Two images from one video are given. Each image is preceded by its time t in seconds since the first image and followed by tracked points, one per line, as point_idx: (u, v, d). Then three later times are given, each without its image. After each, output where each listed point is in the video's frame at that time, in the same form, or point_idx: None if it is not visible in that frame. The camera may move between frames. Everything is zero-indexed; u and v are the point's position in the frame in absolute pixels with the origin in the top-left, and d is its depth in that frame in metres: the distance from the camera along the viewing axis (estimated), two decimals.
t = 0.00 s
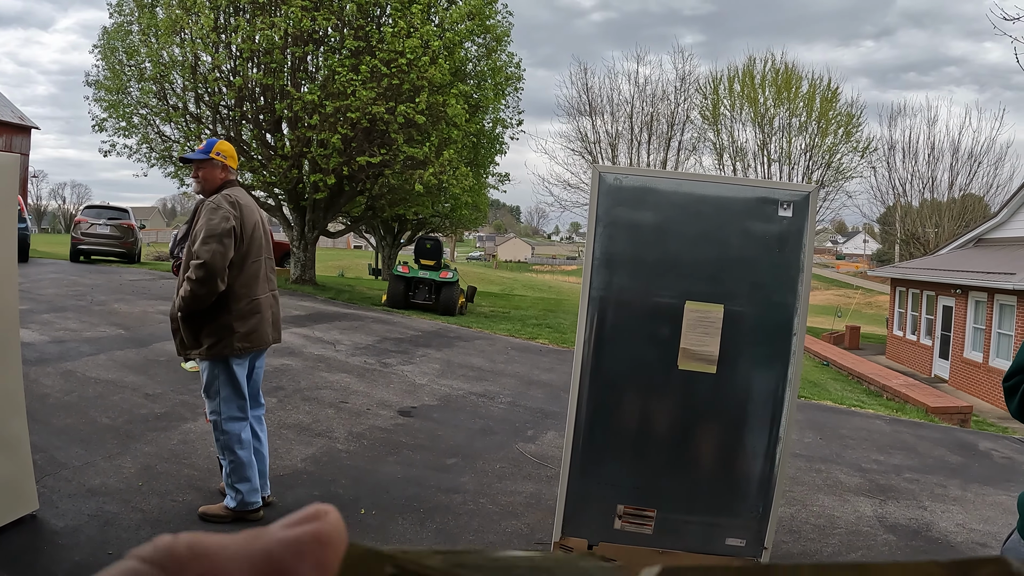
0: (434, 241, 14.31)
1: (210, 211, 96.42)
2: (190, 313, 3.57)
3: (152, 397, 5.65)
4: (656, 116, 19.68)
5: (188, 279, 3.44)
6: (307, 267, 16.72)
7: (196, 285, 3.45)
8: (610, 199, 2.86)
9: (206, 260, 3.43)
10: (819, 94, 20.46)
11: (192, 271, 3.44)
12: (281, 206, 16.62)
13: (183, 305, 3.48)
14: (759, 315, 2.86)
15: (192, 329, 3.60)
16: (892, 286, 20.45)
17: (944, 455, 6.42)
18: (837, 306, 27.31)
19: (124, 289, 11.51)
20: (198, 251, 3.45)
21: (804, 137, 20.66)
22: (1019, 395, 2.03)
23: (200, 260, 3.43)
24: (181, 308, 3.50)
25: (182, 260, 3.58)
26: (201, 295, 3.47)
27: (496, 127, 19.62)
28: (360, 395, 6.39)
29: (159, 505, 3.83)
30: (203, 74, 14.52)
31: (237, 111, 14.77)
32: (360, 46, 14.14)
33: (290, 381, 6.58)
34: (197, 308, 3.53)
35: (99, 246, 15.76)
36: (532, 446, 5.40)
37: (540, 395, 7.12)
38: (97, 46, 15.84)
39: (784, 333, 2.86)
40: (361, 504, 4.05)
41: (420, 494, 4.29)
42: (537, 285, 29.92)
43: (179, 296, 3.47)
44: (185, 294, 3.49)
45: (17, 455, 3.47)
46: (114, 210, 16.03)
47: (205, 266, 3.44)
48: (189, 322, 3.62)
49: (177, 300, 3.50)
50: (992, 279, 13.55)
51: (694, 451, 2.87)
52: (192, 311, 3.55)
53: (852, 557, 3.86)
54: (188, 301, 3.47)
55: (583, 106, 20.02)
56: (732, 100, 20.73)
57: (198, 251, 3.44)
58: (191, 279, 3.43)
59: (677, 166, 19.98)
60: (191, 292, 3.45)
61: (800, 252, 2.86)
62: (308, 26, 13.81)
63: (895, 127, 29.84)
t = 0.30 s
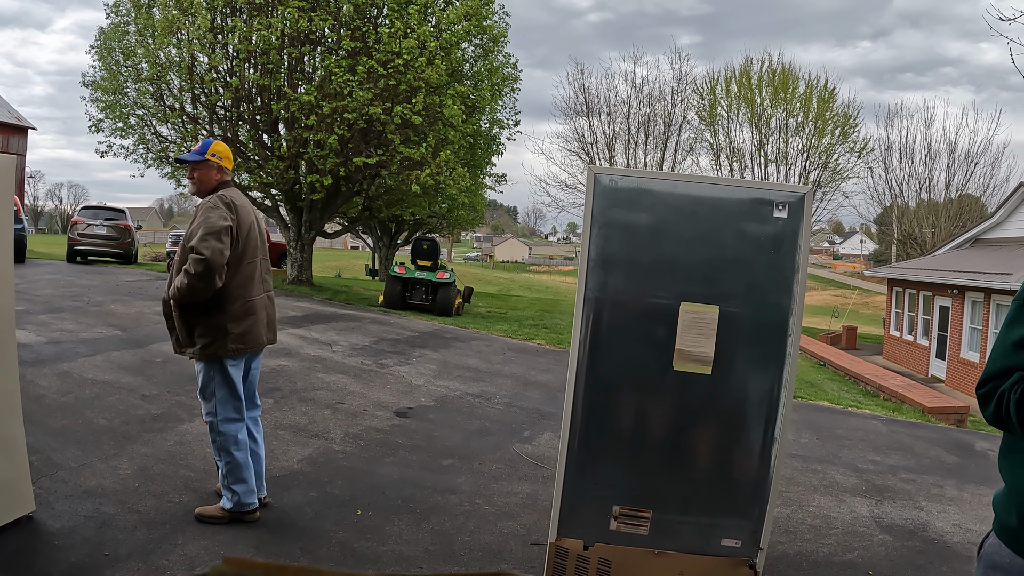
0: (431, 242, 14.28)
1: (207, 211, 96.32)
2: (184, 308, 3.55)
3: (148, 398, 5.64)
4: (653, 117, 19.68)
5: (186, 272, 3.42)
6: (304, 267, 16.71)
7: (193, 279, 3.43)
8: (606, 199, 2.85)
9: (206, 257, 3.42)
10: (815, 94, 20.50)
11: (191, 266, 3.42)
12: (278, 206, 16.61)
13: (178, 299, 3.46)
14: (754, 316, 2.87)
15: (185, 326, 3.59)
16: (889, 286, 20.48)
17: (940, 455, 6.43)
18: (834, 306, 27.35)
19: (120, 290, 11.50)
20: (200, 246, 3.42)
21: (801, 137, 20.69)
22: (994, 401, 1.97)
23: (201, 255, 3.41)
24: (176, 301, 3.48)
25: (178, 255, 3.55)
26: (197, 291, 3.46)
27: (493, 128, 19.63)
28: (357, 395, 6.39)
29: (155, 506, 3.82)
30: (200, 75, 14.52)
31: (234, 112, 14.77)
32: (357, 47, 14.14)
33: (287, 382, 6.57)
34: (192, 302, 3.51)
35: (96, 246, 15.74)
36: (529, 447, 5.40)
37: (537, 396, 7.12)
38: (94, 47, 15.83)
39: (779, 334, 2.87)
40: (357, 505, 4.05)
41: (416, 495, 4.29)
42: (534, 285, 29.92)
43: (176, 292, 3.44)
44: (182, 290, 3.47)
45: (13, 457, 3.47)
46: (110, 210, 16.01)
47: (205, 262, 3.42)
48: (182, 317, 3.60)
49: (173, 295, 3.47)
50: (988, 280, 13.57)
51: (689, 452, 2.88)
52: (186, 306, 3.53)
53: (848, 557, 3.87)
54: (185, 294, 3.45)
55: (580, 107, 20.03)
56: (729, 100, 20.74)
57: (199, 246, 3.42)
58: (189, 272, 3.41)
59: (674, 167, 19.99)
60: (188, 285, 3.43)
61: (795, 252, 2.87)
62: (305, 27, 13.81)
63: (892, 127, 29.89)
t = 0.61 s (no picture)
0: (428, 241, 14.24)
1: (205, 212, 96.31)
2: (182, 309, 3.54)
3: (145, 398, 5.64)
4: (651, 116, 19.71)
5: (186, 273, 3.40)
6: (302, 268, 16.70)
7: (193, 281, 3.42)
8: (603, 200, 2.85)
9: (208, 258, 3.41)
10: (812, 94, 20.55)
11: (191, 267, 3.40)
12: (275, 206, 16.61)
13: (177, 300, 3.44)
14: (751, 316, 2.87)
15: (183, 327, 3.58)
16: (886, 285, 20.49)
17: (938, 455, 6.43)
18: (832, 306, 27.38)
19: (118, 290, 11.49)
20: (201, 247, 3.41)
21: (798, 137, 20.71)
22: (967, 422, 1.97)
23: (203, 257, 3.40)
24: (174, 302, 3.46)
25: (177, 256, 3.53)
26: (197, 291, 3.45)
27: (491, 128, 19.65)
28: (355, 395, 6.39)
29: (152, 506, 3.82)
30: (198, 74, 14.51)
31: (231, 111, 14.76)
32: (354, 46, 14.15)
33: (285, 382, 6.57)
34: (190, 303, 3.50)
35: (93, 246, 15.72)
36: (526, 446, 5.40)
37: (534, 396, 7.13)
38: (91, 47, 15.83)
39: (777, 334, 2.87)
40: (355, 505, 4.05)
41: (413, 495, 4.28)
42: (531, 286, 29.95)
43: (175, 292, 3.43)
44: (180, 291, 3.45)
45: (11, 458, 3.46)
46: (108, 210, 16.00)
47: (206, 264, 3.41)
48: (179, 318, 3.57)
49: (170, 296, 3.46)
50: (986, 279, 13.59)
51: (687, 453, 2.88)
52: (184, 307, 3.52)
53: (846, 557, 3.87)
54: (184, 295, 3.43)
55: (578, 106, 20.03)
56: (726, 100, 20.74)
57: (201, 247, 3.41)
58: (190, 273, 3.40)
59: (672, 167, 19.99)
60: (187, 287, 3.42)
61: (792, 253, 2.87)
62: (302, 27, 13.82)
63: (890, 127, 29.94)
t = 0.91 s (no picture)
0: (426, 240, 14.22)
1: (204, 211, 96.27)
2: (179, 309, 3.52)
3: (143, 398, 5.63)
4: (649, 116, 19.72)
5: (184, 272, 3.39)
6: (301, 267, 16.71)
7: (191, 280, 3.41)
8: (601, 198, 2.85)
9: (207, 257, 3.40)
10: (810, 93, 20.56)
11: (189, 266, 3.39)
12: (273, 205, 16.60)
13: (174, 296, 3.42)
14: (749, 315, 2.87)
15: (180, 326, 3.57)
16: (884, 284, 20.51)
17: (936, 454, 6.44)
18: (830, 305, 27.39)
19: (116, 289, 11.48)
20: (200, 246, 3.40)
21: (796, 136, 20.72)
22: (988, 406, 1.98)
23: (201, 256, 3.39)
24: (171, 301, 3.44)
25: (174, 254, 3.51)
26: (195, 291, 3.44)
27: (489, 127, 19.66)
28: (352, 395, 6.39)
29: (150, 506, 3.81)
30: (195, 73, 14.49)
31: (229, 110, 14.74)
32: (352, 46, 14.14)
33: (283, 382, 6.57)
34: (187, 300, 3.48)
35: (91, 245, 15.70)
36: (524, 446, 5.40)
37: (532, 395, 7.13)
38: (89, 46, 15.81)
39: (775, 333, 2.87)
40: (353, 505, 4.04)
41: (411, 495, 4.28)
42: (530, 285, 29.96)
43: (173, 291, 3.41)
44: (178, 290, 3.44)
45: (8, 457, 3.46)
46: (106, 210, 15.98)
47: (204, 263, 3.40)
48: (175, 314, 3.56)
49: (167, 295, 3.44)
50: (984, 278, 13.61)
51: (685, 451, 2.88)
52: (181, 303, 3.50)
53: (844, 556, 3.87)
54: (181, 293, 3.42)
55: (575, 105, 20.03)
56: (724, 99, 20.76)
57: (199, 246, 3.40)
58: (188, 273, 3.38)
59: (670, 166, 19.98)
60: (186, 286, 3.41)
61: (790, 252, 2.87)
62: (300, 26, 13.80)
63: (887, 126, 29.98)
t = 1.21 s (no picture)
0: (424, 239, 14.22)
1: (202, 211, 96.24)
2: (175, 308, 3.52)
3: (140, 397, 5.63)
4: (647, 115, 19.72)
5: (177, 271, 3.37)
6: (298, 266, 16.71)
7: (185, 279, 3.39)
8: (597, 197, 2.85)
9: (200, 255, 3.39)
10: (808, 92, 20.56)
11: (183, 265, 3.38)
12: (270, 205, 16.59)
13: (166, 293, 3.41)
14: (745, 314, 2.87)
15: (176, 327, 3.56)
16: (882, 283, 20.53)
17: (933, 452, 6.45)
18: (828, 303, 27.42)
19: (115, 289, 11.48)
20: (193, 244, 3.39)
21: (794, 135, 20.71)
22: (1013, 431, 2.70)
23: (195, 254, 3.38)
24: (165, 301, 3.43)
25: (168, 253, 3.51)
26: (189, 290, 3.43)
27: (486, 126, 19.65)
28: (350, 393, 6.39)
29: (147, 505, 3.81)
30: (192, 72, 14.45)
31: (226, 109, 14.72)
32: (349, 45, 14.16)
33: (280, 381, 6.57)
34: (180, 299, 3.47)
35: (89, 245, 15.68)
36: (521, 445, 5.40)
37: (529, 393, 7.13)
38: (86, 45, 15.78)
39: (771, 332, 2.87)
40: (351, 504, 4.04)
41: (408, 494, 4.28)
42: (529, 284, 29.96)
43: (166, 290, 3.40)
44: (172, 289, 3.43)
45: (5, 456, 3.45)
46: (103, 209, 15.97)
47: (198, 261, 3.39)
48: (171, 316, 3.55)
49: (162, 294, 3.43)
50: (981, 277, 13.62)
51: (681, 450, 2.88)
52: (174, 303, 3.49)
53: (841, 554, 3.87)
54: (175, 292, 3.40)
55: (573, 104, 20.02)
56: (722, 98, 20.75)
57: (193, 244, 3.39)
58: (182, 271, 3.37)
59: (668, 165, 19.98)
60: (179, 285, 3.39)
61: (786, 251, 2.87)
62: (297, 26, 13.78)
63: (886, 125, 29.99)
